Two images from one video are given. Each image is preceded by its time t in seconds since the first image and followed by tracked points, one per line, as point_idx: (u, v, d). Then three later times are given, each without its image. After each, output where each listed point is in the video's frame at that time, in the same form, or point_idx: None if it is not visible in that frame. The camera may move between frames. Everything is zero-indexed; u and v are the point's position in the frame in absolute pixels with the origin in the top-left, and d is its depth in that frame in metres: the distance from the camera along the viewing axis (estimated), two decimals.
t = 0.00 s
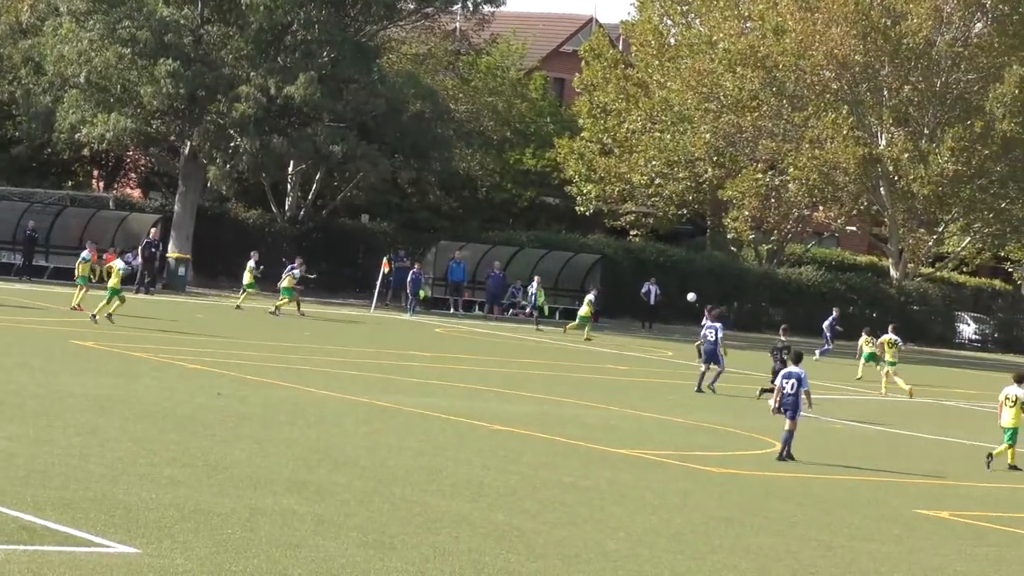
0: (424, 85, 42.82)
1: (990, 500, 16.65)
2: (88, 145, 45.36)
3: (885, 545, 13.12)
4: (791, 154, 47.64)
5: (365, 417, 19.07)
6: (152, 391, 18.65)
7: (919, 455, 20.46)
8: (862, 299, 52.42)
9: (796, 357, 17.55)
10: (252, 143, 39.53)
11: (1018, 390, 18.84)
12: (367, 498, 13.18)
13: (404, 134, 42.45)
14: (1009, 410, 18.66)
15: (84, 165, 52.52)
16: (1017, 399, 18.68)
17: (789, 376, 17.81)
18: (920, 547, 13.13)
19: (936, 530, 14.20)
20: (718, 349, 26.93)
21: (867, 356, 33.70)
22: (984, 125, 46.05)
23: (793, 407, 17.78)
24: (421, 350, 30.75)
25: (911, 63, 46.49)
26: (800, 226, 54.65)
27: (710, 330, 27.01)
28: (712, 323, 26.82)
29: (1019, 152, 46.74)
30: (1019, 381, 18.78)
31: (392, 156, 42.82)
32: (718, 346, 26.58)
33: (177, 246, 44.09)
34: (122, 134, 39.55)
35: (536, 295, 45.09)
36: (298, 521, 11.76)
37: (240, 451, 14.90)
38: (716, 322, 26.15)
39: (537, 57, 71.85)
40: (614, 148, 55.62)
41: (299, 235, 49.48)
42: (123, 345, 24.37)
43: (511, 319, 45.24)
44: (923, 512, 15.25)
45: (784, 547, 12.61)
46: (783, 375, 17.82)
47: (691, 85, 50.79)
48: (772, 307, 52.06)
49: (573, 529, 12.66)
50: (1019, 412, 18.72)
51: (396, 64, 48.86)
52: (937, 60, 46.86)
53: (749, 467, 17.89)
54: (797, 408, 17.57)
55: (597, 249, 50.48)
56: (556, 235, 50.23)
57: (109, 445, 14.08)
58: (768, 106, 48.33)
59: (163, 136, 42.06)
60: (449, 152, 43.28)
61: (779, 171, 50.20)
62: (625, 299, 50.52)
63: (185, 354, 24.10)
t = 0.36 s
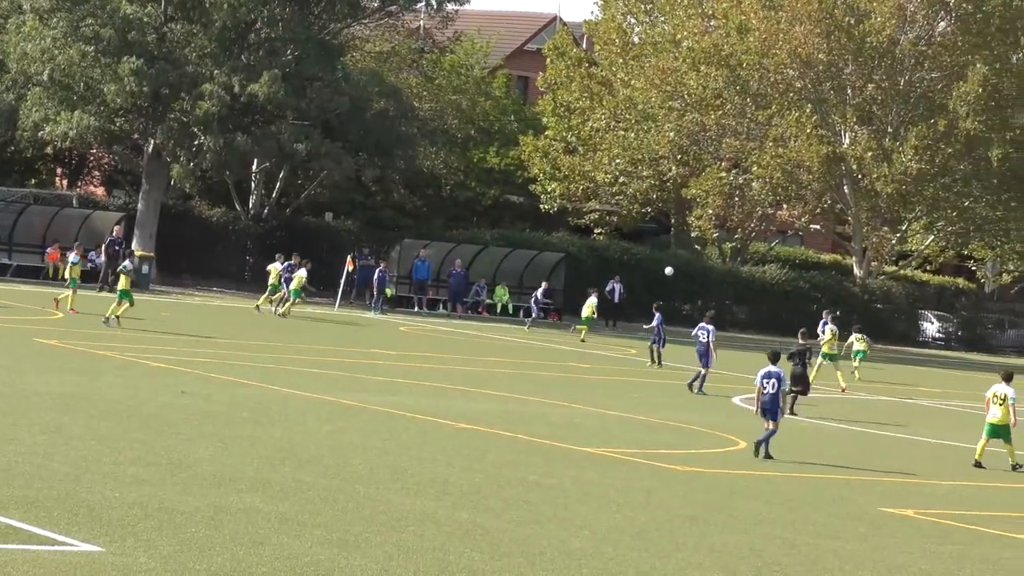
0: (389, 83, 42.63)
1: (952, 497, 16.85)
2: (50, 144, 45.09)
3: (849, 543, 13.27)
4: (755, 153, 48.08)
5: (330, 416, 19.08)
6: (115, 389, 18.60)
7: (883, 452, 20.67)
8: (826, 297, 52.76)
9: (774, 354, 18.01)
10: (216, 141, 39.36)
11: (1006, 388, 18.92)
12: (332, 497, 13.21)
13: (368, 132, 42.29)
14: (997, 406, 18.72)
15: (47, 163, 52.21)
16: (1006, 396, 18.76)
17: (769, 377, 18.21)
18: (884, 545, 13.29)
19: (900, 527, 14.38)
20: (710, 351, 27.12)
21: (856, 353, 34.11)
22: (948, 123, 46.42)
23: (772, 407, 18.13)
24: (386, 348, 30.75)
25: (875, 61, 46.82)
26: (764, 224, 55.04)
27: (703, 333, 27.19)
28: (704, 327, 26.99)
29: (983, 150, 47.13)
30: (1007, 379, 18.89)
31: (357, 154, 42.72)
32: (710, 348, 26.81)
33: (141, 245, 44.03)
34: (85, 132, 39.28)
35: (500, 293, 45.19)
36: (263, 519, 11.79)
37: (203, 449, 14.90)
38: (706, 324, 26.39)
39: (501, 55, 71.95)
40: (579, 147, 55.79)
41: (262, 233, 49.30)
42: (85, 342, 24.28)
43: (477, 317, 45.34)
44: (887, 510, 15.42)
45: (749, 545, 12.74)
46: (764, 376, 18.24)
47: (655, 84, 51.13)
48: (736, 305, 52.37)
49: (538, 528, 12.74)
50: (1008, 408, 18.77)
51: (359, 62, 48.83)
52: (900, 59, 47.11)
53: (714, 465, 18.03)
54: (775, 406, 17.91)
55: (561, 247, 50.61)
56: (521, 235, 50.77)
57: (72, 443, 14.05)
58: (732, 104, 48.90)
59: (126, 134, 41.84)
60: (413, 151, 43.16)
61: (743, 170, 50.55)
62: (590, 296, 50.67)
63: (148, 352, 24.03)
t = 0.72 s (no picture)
0: (359, 82, 42.54)
1: (920, 494, 17.03)
2: (18, 142, 44.84)
3: (818, 541, 13.41)
4: (725, 151, 48.39)
5: (300, 414, 19.09)
6: (85, 388, 18.57)
7: (851, 451, 20.83)
8: (795, 296, 53.05)
9: (759, 353, 17.98)
10: (185, 140, 39.25)
11: (1003, 389, 19.12)
12: (302, 495, 13.26)
13: (338, 130, 42.09)
14: (993, 407, 18.93)
15: (15, 161, 51.94)
16: (1001, 396, 18.94)
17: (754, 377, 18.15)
18: (853, 544, 13.43)
19: (868, 526, 14.53)
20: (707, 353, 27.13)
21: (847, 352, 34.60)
22: (916, 122, 47.02)
23: (757, 407, 18.07)
24: (356, 347, 30.75)
25: (844, 60, 47.29)
26: (734, 223, 55.33)
27: (702, 336, 27.14)
28: (703, 325, 26.99)
29: (952, 149, 47.97)
30: (1003, 380, 19.07)
31: (326, 152, 42.64)
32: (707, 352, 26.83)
33: (110, 243, 43.66)
34: (54, 130, 39.26)
35: (470, 292, 45.28)
36: (233, 518, 11.82)
37: (173, 448, 14.91)
38: (702, 324, 26.25)
39: (471, 53, 72.02)
40: (549, 145, 56.06)
41: (232, 232, 49.00)
42: (54, 341, 24.20)
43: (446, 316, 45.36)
44: (856, 509, 15.56)
45: (719, 544, 12.84)
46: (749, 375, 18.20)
47: (624, 83, 51.40)
48: (706, 304, 52.47)
49: (508, 526, 12.81)
50: (1004, 409, 18.96)
51: (330, 61, 48.83)
52: (869, 57, 47.79)
53: (683, 464, 18.15)
54: (760, 405, 17.84)
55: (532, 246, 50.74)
56: (491, 234, 51.07)
57: (41, 441, 14.03)
58: (701, 103, 49.16)
59: (95, 133, 41.74)
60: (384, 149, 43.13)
61: (713, 168, 50.90)
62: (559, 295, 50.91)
63: (117, 351, 23.97)
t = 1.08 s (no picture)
0: (332, 80, 42.50)
1: (893, 492, 17.19)
2: None
3: (791, 539, 13.53)
4: (699, 150, 48.58)
5: (274, 413, 19.12)
6: (58, 386, 18.54)
7: (824, 449, 21.01)
8: (769, 295, 53.27)
9: (755, 353, 18.22)
10: (159, 138, 39.18)
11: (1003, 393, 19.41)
12: (276, 494, 13.29)
13: (312, 129, 41.89)
14: (992, 409, 19.20)
15: None
16: (1001, 400, 19.22)
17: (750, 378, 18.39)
18: (826, 542, 13.56)
19: (842, 524, 14.66)
20: (708, 355, 27.13)
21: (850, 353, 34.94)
22: (890, 121, 47.33)
23: (752, 406, 18.26)
24: (329, 345, 30.76)
25: (817, 59, 47.62)
26: (708, 222, 55.56)
27: (704, 338, 27.05)
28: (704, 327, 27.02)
29: (926, 147, 48.15)
30: (1003, 383, 19.36)
31: (300, 150, 42.52)
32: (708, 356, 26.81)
33: (83, 241, 43.46)
34: (28, 129, 39.32)
35: (445, 290, 45.33)
36: (207, 516, 11.85)
37: (147, 446, 14.91)
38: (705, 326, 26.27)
39: (446, 51, 72.06)
40: (522, 144, 56.24)
41: (206, 229, 48.89)
42: (26, 339, 24.14)
43: (419, 314, 45.43)
44: (829, 507, 15.70)
45: (692, 542, 12.96)
46: (745, 373, 18.48)
47: (598, 81, 51.49)
48: (680, 302, 52.62)
49: (483, 525, 12.90)
50: (1002, 412, 19.24)
51: (304, 60, 48.76)
52: (844, 56, 47.91)
53: (656, 462, 18.27)
54: (755, 402, 18.05)
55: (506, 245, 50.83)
56: (465, 232, 51.15)
57: (15, 440, 14.00)
58: (676, 102, 49.39)
59: (68, 130, 41.59)
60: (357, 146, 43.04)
61: (686, 167, 51.02)
62: (533, 294, 51.13)
63: (90, 349, 23.92)
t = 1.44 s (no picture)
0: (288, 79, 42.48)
1: (847, 491, 17.41)
2: None
3: (745, 539, 13.70)
4: (655, 149, 48.90)
5: (228, 411, 19.14)
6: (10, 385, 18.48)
7: (773, 447, 21.31)
8: (724, 294, 53.68)
9: (732, 355, 18.39)
10: (114, 136, 39.08)
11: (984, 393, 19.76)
12: (230, 492, 13.34)
13: (267, 127, 41.95)
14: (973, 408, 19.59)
15: None
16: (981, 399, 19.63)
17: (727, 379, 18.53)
18: (781, 540, 13.76)
19: (795, 523, 14.85)
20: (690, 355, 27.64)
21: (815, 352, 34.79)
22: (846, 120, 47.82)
23: (727, 407, 18.38)
24: (284, 344, 30.78)
25: (774, 58, 47.65)
26: (664, 220, 55.90)
27: (688, 338, 27.54)
28: (688, 325, 27.41)
29: (881, 147, 49.29)
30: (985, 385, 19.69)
31: (255, 149, 42.34)
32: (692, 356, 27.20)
33: (37, 240, 43.15)
34: None
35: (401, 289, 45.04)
36: (161, 515, 11.89)
37: (100, 445, 14.91)
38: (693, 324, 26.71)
39: (402, 49, 72.08)
40: (478, 143, 56.35)
41: (162, 228, 48.92)
42: None
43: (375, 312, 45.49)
44: (784, 506, 15.93)
45: (647, 542, 13.10)
46: (720, 375, 18.54)
47: (554, 81, 51.73)
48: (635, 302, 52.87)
49: (437, 524, 12.98)
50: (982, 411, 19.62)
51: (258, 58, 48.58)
52: (799, 56, 48.16)
53: (609, 461, 18.45)
54: (733, 403, 18.15)
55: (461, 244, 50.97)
56: (419, 231, 51.27)
57: None
58: (631, 101, 49.68)
59: (21, 128, 41.40)
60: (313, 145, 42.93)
61: (642, 166, 51.30)
62: (487, 294, 51.47)
63: (43, 347, 23.83)
